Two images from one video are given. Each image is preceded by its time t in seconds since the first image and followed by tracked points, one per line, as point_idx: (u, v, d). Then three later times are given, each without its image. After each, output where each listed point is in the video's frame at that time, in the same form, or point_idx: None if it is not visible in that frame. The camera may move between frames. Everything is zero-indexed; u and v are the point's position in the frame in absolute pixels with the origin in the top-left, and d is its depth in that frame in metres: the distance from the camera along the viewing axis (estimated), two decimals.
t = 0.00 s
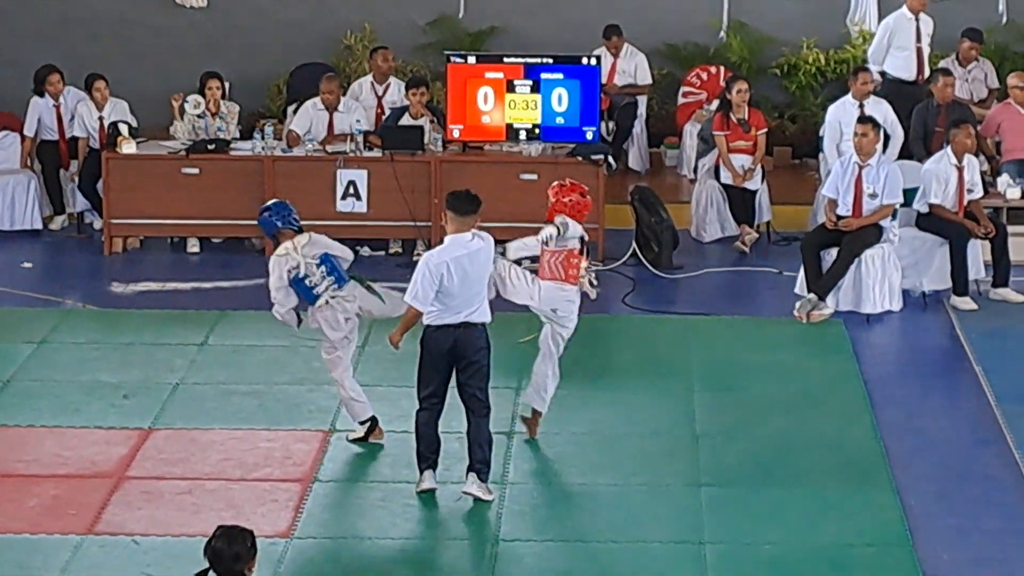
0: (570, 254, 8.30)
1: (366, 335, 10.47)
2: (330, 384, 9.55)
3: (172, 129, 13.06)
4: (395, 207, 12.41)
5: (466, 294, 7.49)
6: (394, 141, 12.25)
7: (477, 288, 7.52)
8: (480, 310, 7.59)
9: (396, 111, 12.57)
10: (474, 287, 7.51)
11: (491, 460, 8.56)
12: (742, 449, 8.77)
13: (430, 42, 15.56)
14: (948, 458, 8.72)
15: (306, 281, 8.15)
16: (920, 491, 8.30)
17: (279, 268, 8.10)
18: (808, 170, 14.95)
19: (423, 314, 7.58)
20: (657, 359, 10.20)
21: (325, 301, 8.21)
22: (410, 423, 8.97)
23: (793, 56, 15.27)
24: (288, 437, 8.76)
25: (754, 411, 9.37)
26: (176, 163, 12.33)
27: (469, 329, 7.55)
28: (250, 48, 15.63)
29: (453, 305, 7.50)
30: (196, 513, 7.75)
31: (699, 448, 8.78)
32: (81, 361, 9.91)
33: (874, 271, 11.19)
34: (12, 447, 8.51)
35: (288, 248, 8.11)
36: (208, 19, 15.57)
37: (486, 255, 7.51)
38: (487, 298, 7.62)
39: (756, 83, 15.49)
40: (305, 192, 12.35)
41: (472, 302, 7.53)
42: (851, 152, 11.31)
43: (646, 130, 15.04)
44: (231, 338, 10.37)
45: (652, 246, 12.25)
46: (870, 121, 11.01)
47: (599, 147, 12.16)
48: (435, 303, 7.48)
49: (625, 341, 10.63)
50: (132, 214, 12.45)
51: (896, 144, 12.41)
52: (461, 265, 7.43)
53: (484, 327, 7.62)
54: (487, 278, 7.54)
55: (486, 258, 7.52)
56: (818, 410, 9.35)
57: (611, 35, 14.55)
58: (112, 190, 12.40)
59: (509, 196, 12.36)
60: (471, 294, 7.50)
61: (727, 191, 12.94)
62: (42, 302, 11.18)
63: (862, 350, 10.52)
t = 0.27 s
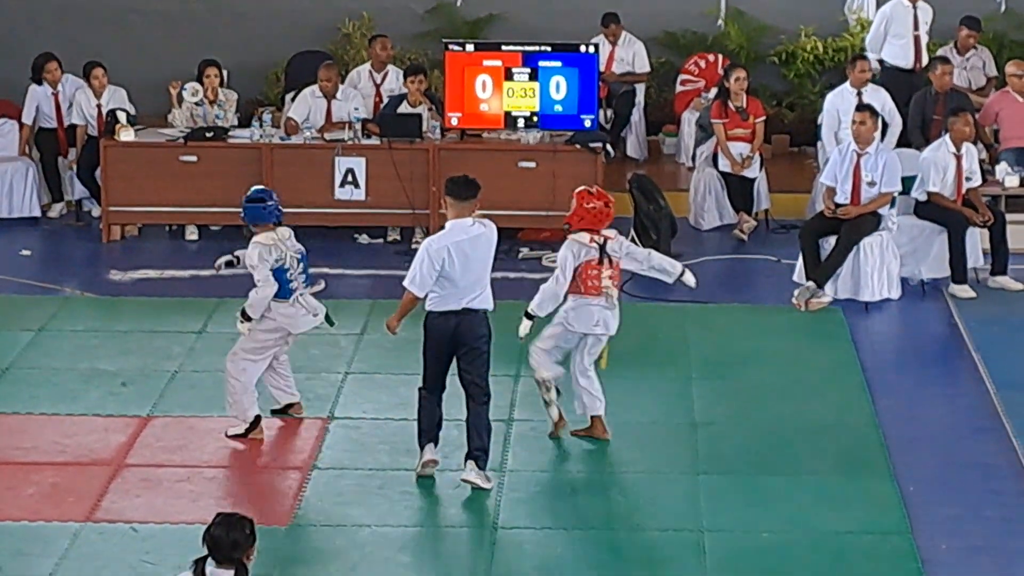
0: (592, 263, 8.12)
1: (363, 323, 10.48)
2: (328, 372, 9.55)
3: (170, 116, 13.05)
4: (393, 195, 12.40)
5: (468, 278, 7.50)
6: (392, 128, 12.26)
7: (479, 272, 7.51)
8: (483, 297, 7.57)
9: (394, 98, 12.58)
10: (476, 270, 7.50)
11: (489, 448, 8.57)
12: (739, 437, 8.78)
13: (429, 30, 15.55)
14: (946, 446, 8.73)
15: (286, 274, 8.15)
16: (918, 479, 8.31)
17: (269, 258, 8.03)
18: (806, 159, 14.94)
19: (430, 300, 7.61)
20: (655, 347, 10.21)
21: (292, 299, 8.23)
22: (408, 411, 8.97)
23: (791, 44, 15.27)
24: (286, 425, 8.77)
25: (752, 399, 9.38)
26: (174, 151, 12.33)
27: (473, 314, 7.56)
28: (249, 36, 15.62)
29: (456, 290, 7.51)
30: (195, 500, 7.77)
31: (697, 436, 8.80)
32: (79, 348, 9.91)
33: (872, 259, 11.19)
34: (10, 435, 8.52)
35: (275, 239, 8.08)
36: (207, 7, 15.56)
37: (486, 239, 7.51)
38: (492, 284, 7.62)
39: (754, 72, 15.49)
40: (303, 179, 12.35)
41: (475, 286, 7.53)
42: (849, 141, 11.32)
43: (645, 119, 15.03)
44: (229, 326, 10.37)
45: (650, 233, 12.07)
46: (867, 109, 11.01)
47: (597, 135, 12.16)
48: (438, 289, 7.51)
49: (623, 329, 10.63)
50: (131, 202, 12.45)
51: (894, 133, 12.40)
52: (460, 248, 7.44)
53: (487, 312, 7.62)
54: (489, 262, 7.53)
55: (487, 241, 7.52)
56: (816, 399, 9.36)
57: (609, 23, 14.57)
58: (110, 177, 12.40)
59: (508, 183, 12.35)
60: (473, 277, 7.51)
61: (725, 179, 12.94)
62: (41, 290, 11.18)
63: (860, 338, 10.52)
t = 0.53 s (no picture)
0: (614, 257, 8.02)
1: (362, 314, 10.48)
2: (327, 362, 9.56)
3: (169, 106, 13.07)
4: (392, 186, 12.40)
5: (458, 273, 7.50)
6: (391, 119, 12.27)
7: (470, 268, 7.53)
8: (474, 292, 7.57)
9: (393, 89, 12.58)
10: (466, 266, 7.51)
11: (487, 439, 8.57)
12: (737, 428, 8.79)
13: (428, 20, 15.55)
14: (944, 437, 8.74)
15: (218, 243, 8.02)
16: (916, 470, 8.32)
17: (205, 218, 7.97)
18: (805, 150, 14.95)
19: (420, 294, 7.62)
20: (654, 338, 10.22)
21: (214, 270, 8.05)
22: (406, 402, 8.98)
23: (790, 35, 15.27)
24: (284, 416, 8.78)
25: (750, 390, 9.39)
26: (173, 141, 12.32)
27: (461, 309, 7.56)
28: (248, 26, 15.62)
29: (445, 284, 7.53)
30: (193, 491, 7.78)
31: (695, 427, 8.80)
32: (78, 339, 9.92)
33: (871, 250, 11.20)
34: (9, 425, 8.53)
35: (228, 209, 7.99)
36: None
37: (477, 234, 7.52)
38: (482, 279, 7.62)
39: (753, 63, 15.49)
40: (301, 170, 12.35)
41: (465, 282, 7.54)
42: (848, 131, 11.31)
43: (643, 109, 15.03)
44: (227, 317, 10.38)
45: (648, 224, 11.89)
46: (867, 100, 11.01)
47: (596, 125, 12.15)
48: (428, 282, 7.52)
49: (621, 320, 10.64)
50: (130, 192, 12.46)
51: (893, 124, 12.37)
52: (450, 243, 7.45)
53: (477, 308, 7.62)
54: (479, 257, 7.54)
55: (478, 237, 7.53)
56: (814, 390, 9.36)
57: (608, 13, 14.59)
58: (109, 168, 12.40)
59: (507, 174, 12.34)
60: (463, 273, 7.51)
61: (724, 169, 12.94)
62: (39, 280, 11.18)
63: (858, 329, 10.53)
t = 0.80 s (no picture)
0: (654, 242, 8.04)
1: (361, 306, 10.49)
2: (326, 355, 9.57)
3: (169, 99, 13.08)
4: (391, 178, 12.40)
5: (439, 253, 7.64)
6: (391, 112, 12.22)
7: (452, 249, 7.65)
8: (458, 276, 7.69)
9: (393, 82, 12.59)
10: (448, 247, 7.64)
11: (486, 431, 8.58)
12: (736, 420, 8.79)
13: (427, 13, 15.55)
14: (943, 429, 8.75)
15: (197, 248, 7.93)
16: (915, 462, 8.33)
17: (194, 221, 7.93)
18: (804, 142, 14.94)
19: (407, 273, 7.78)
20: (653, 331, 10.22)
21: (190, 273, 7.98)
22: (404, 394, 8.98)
23: (789, 27, 15.27)
24: (283, 408, 8.79)
25: (748, 382, 9.40)
26: (172, 133, 12.32)
27: (444, 292, 7.68)
28: (247, 19, 15.61)
29: (429, 265, 7.66)
30: (193, 483, 7.79)
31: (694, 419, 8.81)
32: (77, 332, 9.92)
33: (870, 243, 11.20)
34: (8, 418, 8.54)
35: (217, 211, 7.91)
36: None
37: (462, 218, 7.64)
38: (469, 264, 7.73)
39: (752, 55, 15.49)
40: (301, 162, 12.36)
41: (448, 263, 7.66)
42: (848, 124, 11.29)
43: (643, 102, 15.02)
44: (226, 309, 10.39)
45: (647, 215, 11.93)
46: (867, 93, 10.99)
47: (595, 118, 12.16)
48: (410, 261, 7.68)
49: (621, 312, 10.65)
50: (129, 184, 12.45)
51: (893, 116, 12.39)
52: (431, 223, 7.60)
53: (464, 292, 7.72)
54: (463, 240, 7.66)
55: (463, 220, 7.65)
56: (814, 382, 9.37)
57: (608, 6, 14.58)
58: (109, 160, 12.40)
59: (505, 166, 12.34)
60: (444, 254, 7.64)
61: (723, 162, 12.95)
62: (39, 273, 11.19)
63: (858, 321, 10.54)
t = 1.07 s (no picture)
0: (660, 240, 8.07)
1: (361, 302, 10.49)
2: (326, 350, 9.58)
3: (169, 95, 13.07)
4: (392, 174, 12.40)
5: (446, 245, 7.69)
6: (392, 108, 12.25)
7: (459, 242, 7.70)
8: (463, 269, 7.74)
9: (394, 77, 12.59)
10: (456, 240, 7.69)
11: (485, 427, 8.58)
12: (736, 416, 8.80)
13: (428, 8, 15.56)
14: (943, 424, 8.76)
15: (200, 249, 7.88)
16: (915, 458, 8.34)
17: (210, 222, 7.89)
18: (805, 138, 14.95)
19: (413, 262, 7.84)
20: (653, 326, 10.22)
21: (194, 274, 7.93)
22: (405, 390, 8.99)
23: (790, 23, 15.28)
24: (284, 403, 8.80)
25: (748, 377, 9.41)
26: (173, 129, 12.32)
27: (449, 284, 7.73)
28: (248, 14, 15.61)
29: (435, 258, 7.71)
30: (194, 479, 7.79)
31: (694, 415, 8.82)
32: (78, 327, 9.93)
33: (871, 238, 11.20)
34: (9, 413, 8.55)
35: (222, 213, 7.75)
36: None
37: (471, 212, 7.68)
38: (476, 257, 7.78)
39: (753, 51, 15.49)
40: (302, 158, 12.36)
41: (454, 255, 7.71)
42: (849, 120, 11.32)
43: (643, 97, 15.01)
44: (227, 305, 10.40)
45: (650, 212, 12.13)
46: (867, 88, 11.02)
47: (596, 113, 12.17)
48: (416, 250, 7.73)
49: (621, 307, 10.66)
50: (130, 180, 12.45)
51: (894, 112, 12.38)
52: (440, 215, 7.64)
53: (468, 285, 7.78)
54: (472, 234, 7.71)
55: (472, 214, 7.69)
56: (814, 378, 9.37)
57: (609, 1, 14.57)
58: (109, 155, 12.40)
59: (506, 162, 12.34)
60: (452, 246, 7.69)
61: (724, 158, 12.95)
62: (40, 268, 11.19)
63: (858, 317, 10.54)
